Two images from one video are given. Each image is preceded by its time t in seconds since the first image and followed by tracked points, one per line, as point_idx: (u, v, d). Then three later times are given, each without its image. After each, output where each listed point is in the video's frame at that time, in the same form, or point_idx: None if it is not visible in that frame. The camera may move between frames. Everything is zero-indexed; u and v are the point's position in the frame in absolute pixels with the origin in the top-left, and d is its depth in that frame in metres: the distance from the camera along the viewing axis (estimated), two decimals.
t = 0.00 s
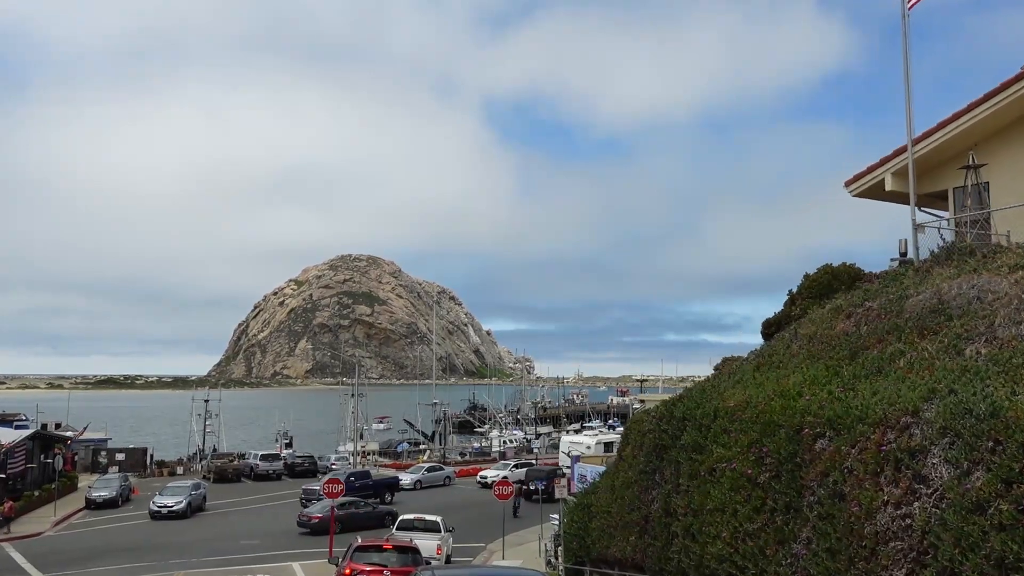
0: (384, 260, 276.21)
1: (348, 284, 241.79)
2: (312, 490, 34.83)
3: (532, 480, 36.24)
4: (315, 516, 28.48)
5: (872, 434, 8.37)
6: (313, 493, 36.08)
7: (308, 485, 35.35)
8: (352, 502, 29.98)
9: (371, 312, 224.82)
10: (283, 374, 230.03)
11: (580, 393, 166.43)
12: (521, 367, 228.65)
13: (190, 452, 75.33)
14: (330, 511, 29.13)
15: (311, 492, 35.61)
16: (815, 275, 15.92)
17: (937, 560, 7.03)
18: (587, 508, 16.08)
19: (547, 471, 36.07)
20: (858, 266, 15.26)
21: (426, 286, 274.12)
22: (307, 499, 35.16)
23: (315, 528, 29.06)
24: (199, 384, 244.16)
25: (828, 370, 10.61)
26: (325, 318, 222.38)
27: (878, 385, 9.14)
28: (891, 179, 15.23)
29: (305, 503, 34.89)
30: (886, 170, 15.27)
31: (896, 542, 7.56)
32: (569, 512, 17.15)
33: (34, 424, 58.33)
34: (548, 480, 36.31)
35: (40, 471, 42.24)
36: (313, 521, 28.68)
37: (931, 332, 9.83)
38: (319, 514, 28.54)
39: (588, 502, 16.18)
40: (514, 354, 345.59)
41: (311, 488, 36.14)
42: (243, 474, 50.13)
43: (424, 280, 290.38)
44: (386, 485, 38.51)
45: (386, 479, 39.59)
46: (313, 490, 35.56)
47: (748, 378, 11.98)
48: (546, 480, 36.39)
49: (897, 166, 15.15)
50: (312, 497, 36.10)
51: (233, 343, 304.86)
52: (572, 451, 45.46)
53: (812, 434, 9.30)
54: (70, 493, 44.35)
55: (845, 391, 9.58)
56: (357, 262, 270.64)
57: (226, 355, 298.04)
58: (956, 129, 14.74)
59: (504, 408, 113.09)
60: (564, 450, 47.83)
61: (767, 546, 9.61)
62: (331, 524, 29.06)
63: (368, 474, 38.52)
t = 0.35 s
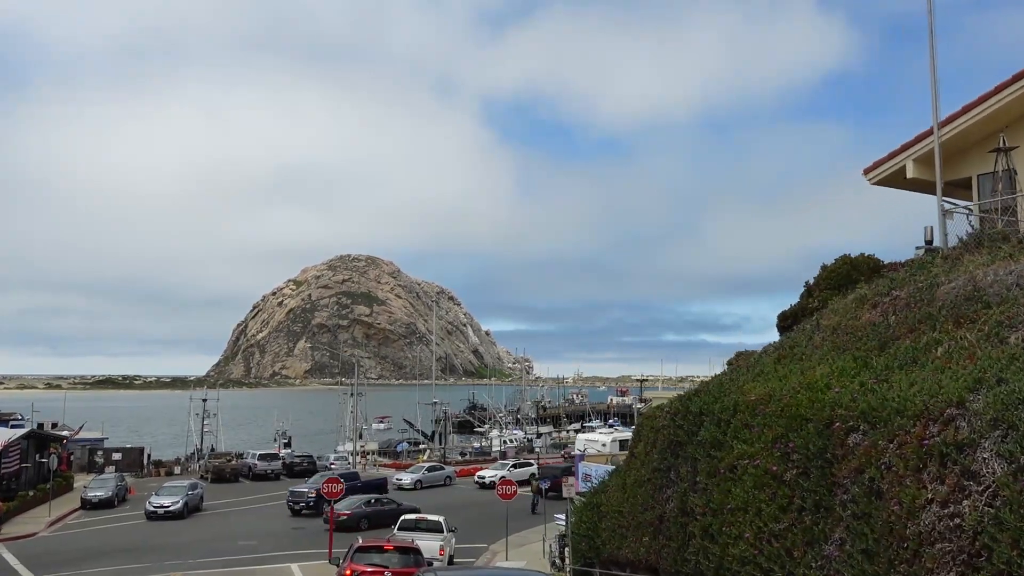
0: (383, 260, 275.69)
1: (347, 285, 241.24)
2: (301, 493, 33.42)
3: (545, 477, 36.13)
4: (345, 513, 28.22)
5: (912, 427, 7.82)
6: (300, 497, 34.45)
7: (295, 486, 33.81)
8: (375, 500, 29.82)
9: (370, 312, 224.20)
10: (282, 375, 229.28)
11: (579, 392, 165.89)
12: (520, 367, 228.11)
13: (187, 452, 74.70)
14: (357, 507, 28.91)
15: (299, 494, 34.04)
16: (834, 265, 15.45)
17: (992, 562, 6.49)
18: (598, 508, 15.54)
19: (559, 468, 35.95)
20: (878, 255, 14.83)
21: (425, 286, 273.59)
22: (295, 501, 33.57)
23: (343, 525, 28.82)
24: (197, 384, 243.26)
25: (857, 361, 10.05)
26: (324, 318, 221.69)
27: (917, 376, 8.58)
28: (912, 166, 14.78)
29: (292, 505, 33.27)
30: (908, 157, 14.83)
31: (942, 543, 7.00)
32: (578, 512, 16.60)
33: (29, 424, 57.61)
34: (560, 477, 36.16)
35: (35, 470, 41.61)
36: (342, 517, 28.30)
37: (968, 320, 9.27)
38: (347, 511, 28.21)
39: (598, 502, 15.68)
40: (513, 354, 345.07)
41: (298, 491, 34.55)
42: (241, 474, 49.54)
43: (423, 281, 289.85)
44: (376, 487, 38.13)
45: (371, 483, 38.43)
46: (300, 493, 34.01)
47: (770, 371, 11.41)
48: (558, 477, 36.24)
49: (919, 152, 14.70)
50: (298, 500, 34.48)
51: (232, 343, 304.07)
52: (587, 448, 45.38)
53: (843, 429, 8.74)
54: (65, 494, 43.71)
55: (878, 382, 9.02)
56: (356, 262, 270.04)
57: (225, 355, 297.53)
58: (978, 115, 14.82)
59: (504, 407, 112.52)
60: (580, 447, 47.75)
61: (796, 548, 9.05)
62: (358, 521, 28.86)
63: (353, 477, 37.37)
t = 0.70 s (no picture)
0: (382, 261, 275.22)
1: (346, 286, 240.58)
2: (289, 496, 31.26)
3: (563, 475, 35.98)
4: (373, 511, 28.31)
5: (957, 420, 7.30)
6: (286, 501, 32.34)
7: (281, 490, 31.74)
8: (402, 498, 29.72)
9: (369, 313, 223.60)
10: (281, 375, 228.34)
11: (579, 392, 165.36)
12: (520, 368, 227.35)
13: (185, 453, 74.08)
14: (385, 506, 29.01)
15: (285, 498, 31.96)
16: (852, 257, 15.03)
17: None
18: (608, 508, 15.02)
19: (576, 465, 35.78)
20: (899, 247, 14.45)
21: (424, 287, 273.07)
22: (281, 506, 31.49)
23: (367, 522, 28.87)
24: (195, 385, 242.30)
25: (887, 352, 9.55)
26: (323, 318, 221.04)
27: (956, 367, 8.07)
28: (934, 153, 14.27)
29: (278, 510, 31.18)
30: (928, 144, 14.32)
31: (996, 548, 6.47)
32: (587, 513, 16.09)
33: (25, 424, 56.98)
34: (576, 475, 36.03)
35: (31, 471, 41.06)
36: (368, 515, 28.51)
37: (1008, 308, 8.76)
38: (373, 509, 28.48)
39: (608, 502, 15.16)
40: (512, 355, 344.66)
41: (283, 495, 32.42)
42: (239, 475, 49.00)
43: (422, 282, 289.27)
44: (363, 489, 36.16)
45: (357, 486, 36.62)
46: (286, 497, 31.93)
47: (792, 363, 10.92)
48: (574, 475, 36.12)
49: (941, 139, 14.20)
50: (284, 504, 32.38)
51: (231, 344, 303.32)
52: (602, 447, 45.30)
53: (878, 423, 8.20)
54: (60, 495, 43.09)
55: (914, 374, 8.51)
56: (354, 263, 269.37)
57: (224, 356, 296.66)
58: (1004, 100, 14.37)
59: (503, 408, 111.97)
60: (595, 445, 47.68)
61: (826, 552, 8.52)
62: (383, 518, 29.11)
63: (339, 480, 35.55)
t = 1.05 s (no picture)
0: (381, 263, 274.66)
1: (345, 287, 239.98)
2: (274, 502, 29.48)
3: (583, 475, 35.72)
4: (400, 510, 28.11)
5: (1005, 414, 6.80)
6: (270, 506, 30.66)
7: (266, 494, 30.09)
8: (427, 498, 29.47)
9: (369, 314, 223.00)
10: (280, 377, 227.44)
11: (578, 393, 165.02)
12: (519, 370, 226.69)
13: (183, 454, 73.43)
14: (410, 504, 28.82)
15: (269, 504, 30.16)
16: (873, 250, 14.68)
17: None
18: (618, 509, 14.49)
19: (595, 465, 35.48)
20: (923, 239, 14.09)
21: (423, 288, 272.49)
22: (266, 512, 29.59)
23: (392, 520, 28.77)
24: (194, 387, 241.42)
25: (920, 343, 9.06)
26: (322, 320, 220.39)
27: (1000, 358, 7.58)
28: (957, 140, 13.83)
29: (262, 516, 29.39)
30: (951, 131, 13.88)
31: None
32: (595, 514, 15.60)
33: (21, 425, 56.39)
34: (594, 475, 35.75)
35: (26, 472, 40.49)
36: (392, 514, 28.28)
37: None
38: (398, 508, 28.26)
39: (617, 503, 14.66)
40: (511, 356, 343.92)
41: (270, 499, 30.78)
42: (238, 476, 48.45)
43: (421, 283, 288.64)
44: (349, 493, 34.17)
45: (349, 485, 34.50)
46: (272, 502, 30.32)
47: (815, 356, 10.42)
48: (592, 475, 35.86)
49: (963, 125, 13.77)
50: (268, 509, 30.47)
51: (229, 345, 302.52)
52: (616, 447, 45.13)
53: (915, 417, 7.70)
54: (56, 496, 42.50)
55: (953, 365, 8.00)
56: (354, 264, 268.79)
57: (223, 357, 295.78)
58: None
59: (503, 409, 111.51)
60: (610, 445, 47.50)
61: (859, 555, 8.01)
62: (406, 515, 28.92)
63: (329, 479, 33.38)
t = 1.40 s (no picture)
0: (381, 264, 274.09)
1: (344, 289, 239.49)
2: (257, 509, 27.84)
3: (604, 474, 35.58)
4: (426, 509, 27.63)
5: None
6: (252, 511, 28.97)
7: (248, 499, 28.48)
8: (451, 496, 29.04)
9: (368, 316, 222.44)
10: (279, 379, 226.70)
11: (578, 394, 164.39)
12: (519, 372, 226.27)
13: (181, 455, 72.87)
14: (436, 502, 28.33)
15: (251, 509, 28.48)
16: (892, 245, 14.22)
17: None
18: (628, 510, 14.03)
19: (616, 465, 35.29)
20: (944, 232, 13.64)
21: (423, 290, 271.97)
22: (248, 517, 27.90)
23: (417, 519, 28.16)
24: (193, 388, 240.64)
25: (954, 333, 8.58)
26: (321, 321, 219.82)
27: None
28: (979, 128, 13.34)
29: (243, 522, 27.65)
30: (974, 118, 13.39)
31: None
32: (605, 515, 15.13)
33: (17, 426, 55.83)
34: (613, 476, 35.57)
35: (22, 473, 39.95)
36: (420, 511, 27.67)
37: None
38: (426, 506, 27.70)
39: (628, 504, 14.19)
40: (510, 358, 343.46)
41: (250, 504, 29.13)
42: (236, 477, 47.95)
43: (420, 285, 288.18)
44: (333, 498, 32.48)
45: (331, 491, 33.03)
46: (254, 507, 28.69)
47: (840, 350, 9.94)
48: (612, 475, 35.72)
49: (985, 113, 13.28)
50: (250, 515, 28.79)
51: (228, 347, 301.72)
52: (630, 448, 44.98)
53: (955, 412, 7.23)
54: (52, 498, 41.96)
55: (996, 355, 7.53)
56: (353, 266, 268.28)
57: (222, 359, 294.95)
58: None
59: (503, 410, 111.05)
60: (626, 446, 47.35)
61: (895, 558, 7.53)
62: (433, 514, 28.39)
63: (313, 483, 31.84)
